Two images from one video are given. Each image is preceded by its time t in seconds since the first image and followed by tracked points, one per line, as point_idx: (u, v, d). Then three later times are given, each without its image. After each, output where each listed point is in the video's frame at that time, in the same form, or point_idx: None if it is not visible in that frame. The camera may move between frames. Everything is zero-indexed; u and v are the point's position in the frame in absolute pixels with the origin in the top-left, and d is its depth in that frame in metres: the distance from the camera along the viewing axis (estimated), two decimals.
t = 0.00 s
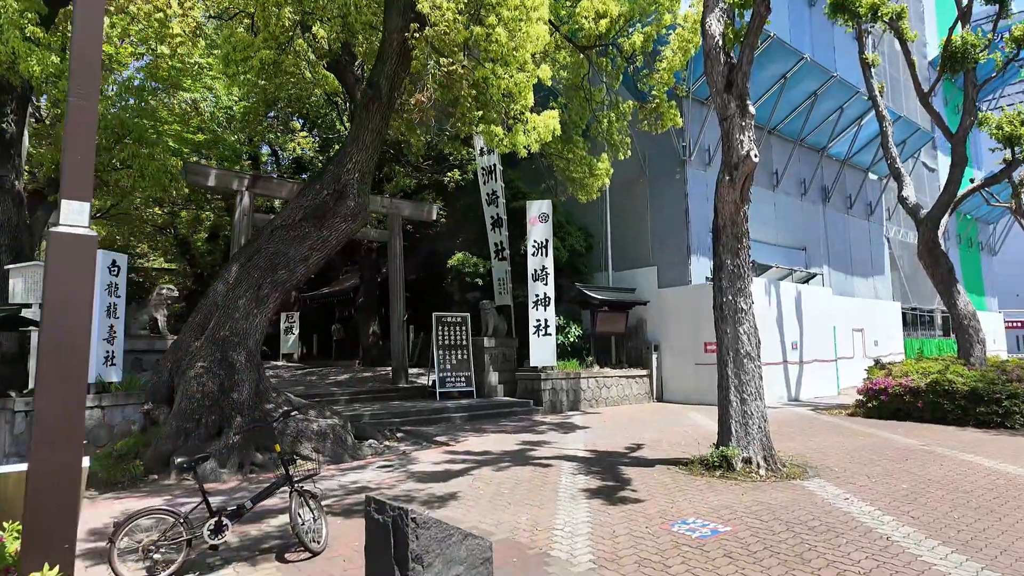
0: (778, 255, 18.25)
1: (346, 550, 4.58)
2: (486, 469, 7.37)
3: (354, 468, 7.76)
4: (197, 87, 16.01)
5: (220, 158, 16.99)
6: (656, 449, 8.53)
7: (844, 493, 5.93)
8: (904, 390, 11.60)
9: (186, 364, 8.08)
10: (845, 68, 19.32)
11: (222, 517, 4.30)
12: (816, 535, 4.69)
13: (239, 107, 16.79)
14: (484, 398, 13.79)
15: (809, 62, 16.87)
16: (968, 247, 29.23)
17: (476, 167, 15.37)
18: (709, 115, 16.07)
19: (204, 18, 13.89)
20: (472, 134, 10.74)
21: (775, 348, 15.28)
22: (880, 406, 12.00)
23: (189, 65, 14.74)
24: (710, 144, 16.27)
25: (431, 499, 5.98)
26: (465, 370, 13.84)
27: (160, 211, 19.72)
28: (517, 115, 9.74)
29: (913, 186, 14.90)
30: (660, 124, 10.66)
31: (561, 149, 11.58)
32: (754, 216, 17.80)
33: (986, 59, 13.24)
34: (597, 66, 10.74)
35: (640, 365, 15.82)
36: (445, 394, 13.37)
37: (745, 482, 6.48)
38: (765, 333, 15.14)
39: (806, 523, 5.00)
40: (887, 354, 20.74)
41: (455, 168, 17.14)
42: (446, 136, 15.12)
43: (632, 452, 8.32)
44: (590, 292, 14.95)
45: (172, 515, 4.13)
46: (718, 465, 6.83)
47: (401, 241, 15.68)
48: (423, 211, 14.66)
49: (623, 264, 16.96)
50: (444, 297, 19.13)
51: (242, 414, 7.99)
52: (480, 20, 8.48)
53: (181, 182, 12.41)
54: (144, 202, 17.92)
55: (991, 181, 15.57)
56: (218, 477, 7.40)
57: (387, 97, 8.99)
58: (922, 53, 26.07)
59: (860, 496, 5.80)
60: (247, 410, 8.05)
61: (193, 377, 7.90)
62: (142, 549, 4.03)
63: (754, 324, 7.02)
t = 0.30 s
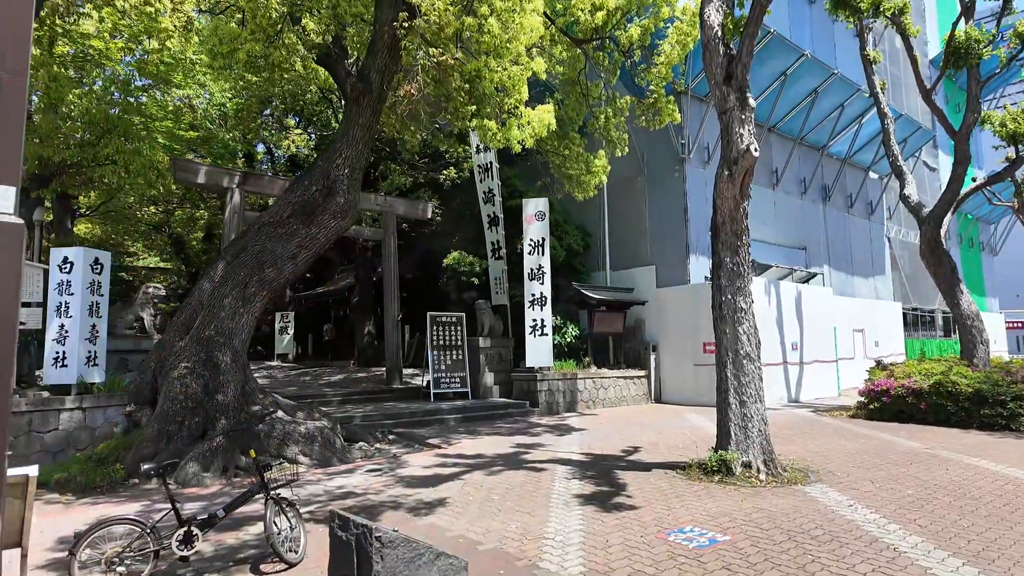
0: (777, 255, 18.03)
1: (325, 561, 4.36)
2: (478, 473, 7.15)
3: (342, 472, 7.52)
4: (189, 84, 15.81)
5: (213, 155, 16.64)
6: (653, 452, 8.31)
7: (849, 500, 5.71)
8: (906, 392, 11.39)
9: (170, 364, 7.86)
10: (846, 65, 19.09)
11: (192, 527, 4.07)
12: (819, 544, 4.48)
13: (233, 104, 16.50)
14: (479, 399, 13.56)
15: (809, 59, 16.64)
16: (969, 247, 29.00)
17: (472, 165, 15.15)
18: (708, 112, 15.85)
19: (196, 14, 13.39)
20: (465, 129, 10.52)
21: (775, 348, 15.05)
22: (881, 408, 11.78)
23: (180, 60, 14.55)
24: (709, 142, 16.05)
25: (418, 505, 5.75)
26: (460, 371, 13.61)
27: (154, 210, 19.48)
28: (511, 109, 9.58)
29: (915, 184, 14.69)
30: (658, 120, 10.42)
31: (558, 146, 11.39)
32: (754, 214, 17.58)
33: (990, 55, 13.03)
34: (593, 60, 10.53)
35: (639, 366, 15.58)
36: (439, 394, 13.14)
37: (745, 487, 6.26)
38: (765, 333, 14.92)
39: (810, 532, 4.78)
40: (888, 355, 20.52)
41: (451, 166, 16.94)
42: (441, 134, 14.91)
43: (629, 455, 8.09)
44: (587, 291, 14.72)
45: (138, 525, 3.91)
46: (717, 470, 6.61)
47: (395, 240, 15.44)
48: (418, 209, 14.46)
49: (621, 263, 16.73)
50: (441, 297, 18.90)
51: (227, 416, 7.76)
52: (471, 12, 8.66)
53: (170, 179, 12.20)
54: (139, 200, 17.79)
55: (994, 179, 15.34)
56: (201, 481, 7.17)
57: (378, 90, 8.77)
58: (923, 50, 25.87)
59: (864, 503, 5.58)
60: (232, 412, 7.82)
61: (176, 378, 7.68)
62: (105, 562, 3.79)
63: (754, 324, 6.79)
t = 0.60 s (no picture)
0: (779, 253, 17.79)
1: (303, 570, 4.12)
2: (471, 475, 6.90)
3: (331, 474, 7.28)
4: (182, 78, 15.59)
5: (208, 151, 16.66)
6: (652, 454, 8.06)
7: (856, 504, 5.47)
8: (911, 392, 11.16)
9: (154, 362, 7.62)
10: (849, 61, 18.85)
11: (161, 534, 3.84)
12: (827, 553, 4.23)
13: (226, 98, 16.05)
14: (475, 398, 13.32)
15: (811, 54, 16.39)
16: (971, 247, 28.74)
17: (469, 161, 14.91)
18: (709, 108, 15.61)
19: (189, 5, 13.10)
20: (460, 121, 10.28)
21: (776, 348, 14.82)
22: (885, 408, 11.54)
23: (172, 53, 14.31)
24: (710, 138, 15.81)
25: (407, 510, 5.50)
26: (456, 370, 13.36)
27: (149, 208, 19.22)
28: (506, 100, 9.45)
29: (919, 181, 14.45)
30: (658, 113, 10.17)
31: (557, 141, 11.22)
32: (755, 212, 17.35)
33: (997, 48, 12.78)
34: (591, 53, 10.30)
35: (638, 365, 15.34)
36: (435, 394, 12.89)
37: (747, 491, 6.01)
38: (766, 332, 14.68)
39: (816, 539, 4.54)
40: (890, 355, 20.29)
41: (448, 162, 16.71)
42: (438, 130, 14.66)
43: (627, 457, 7.85)
44: (585, 289, 14.47)
45: (103, 532, 3.67)
46: (718, 473, 6.37)
47: (391, 237, 15.19)
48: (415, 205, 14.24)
49: (620, 261, 16.49)
50: (438, 295, 18.67)
51: (212, 415, 7.51)
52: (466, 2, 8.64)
53: (160, 174, 11.98)
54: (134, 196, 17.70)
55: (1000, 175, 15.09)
56: (183, 483, 6.93)
57: (371, 82, 8.57)
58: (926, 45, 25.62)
59: (872, 508, 5.34)
60: (218, 411, 7.57)
61: (160, 376, 7.45)
62: (64, 573, 3.55)
63: (757, 321, 6.55)
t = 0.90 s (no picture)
0: (779, 253, 17.55)
1: None
2: (464, 483, 6.67)
3: (318, 481, 7.04)
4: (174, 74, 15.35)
5: (202, 148, 16.40)
6: (650, 459, 7.82)
7: (864, 515, 5.24)
8: (915, 395, 10.93)
9: (137, 365, 7.38)
10: (852, 59, 18.61)
11: (126, 553, 3.60)
12: (835, 571, 4.00)
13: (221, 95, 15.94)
14: (471, 401, 13.08)
15: (813, 51, 16.17)
16: (973, 247, 28.53)
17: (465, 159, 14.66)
18: (709, 105, 15.38)
19: None
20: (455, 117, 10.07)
21: (777, 349, 14.58)
22: (889, 411, 11.31)
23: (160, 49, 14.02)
24: (710, 137, 15.58)
25: (394, 521, 5.27)
26: (452, 372, 13.12)
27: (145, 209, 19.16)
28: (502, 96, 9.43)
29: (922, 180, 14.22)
30: (657, 110, 9.95)
31: (555, 138, 11.01)
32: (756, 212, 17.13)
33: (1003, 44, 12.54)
34: (590, 47, 10.07)
35: (637, 367, 15.11)
36: (430, 396, 12.65)
37: (749, 501, 5.78)
38: (767, 333, 14.45)
39: (823, 555, 4.31)
40: (891, 356, 20.08)
41: (444, 160, 16.46)
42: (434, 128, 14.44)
43: (625, 463, 7.61)
44: (584, 290, 14.23)
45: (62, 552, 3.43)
46: (719, 481, 6.14)
47: (386, 236, 14.95)
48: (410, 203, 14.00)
49: (619, 261, 16.26)
50: (434, 296, 18.44)
51: (196, 420, 7.27)
52: None
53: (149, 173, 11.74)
54: (126, 196, 17.91)
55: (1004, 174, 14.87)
56: (165, 491, 6.69)
57: (362, 76, 8.34)
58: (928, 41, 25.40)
59: (881, 520, 5.10)
60: (202, 416, 7.33)
61: (143, 380, 7.21)
62: None
63: (759, 324, 6.32)
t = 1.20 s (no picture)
0: (780, 251, 17.34)
1: None
2: (455, 485, 6.44)
3: (305, 483, 6.81)
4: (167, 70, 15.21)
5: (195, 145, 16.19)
6: (648, 461, 7.59)
7: (871, 519, 5.02)
8: (919, 395, 10.71)
9: (119, 363, 7.16)
10: (853, 55, 18.40)
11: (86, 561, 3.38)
12: None
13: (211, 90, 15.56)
14: (466, 401, 12.85)
15: (814, 46, 15.96)
16: (975, 246, 28.30)
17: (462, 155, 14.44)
18: (709, 101, 15.16)
19: None
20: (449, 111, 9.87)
21: (778, 348, 14.37)
22: (892, 411, 11.09)
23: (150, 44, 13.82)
24: (710, 133, 15.36)
25: (380, 526, 5.04)
26: (447, 371, 12.90)
27: (140, 208, 19.20)
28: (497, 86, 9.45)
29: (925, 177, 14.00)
30: (655, 104, 9.74)
31: (551, 133, 10.80)
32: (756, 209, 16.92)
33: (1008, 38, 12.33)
34: (587, 40, 9.88)
35: (635, 366, 14.88)
36: (425, 396, 12.43)
37: (751, 504, 5.55)
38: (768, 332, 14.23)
39: (829, 562, 4.09)
40: (893, 356, 19.86)
41: (441, 157, 16.25)
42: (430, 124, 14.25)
43: (622, 464, 7.38)
44: (581, 288, 14.01)
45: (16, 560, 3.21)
46: (719, 484, 5.92)
47: (381, 234, 14.74)
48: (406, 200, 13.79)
49: (618, 259, 16.04)
50: (431, 294, 18.21)
51: (180, 420, 7.04)
52: None
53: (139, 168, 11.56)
54: (122, 194, 18.30)
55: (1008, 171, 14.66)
56: (146, 494, 6.46)
57: (353, 67, 8.14)
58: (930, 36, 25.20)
59: (889, 525, 4.88)
60: (186, 416, 7.11)
61: (125, 378, 6.99)
62: None
63: (761, 320, 6.10)
